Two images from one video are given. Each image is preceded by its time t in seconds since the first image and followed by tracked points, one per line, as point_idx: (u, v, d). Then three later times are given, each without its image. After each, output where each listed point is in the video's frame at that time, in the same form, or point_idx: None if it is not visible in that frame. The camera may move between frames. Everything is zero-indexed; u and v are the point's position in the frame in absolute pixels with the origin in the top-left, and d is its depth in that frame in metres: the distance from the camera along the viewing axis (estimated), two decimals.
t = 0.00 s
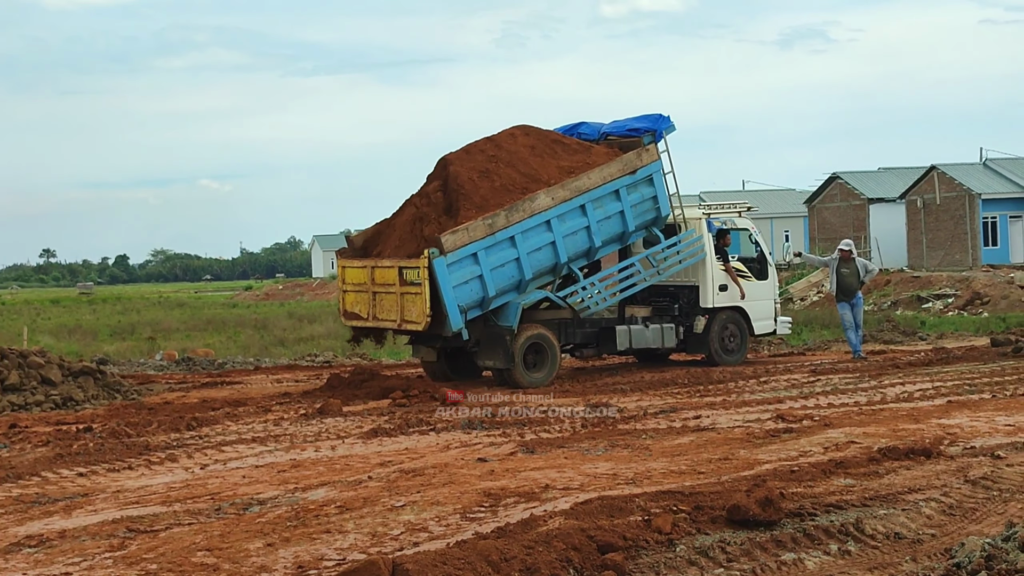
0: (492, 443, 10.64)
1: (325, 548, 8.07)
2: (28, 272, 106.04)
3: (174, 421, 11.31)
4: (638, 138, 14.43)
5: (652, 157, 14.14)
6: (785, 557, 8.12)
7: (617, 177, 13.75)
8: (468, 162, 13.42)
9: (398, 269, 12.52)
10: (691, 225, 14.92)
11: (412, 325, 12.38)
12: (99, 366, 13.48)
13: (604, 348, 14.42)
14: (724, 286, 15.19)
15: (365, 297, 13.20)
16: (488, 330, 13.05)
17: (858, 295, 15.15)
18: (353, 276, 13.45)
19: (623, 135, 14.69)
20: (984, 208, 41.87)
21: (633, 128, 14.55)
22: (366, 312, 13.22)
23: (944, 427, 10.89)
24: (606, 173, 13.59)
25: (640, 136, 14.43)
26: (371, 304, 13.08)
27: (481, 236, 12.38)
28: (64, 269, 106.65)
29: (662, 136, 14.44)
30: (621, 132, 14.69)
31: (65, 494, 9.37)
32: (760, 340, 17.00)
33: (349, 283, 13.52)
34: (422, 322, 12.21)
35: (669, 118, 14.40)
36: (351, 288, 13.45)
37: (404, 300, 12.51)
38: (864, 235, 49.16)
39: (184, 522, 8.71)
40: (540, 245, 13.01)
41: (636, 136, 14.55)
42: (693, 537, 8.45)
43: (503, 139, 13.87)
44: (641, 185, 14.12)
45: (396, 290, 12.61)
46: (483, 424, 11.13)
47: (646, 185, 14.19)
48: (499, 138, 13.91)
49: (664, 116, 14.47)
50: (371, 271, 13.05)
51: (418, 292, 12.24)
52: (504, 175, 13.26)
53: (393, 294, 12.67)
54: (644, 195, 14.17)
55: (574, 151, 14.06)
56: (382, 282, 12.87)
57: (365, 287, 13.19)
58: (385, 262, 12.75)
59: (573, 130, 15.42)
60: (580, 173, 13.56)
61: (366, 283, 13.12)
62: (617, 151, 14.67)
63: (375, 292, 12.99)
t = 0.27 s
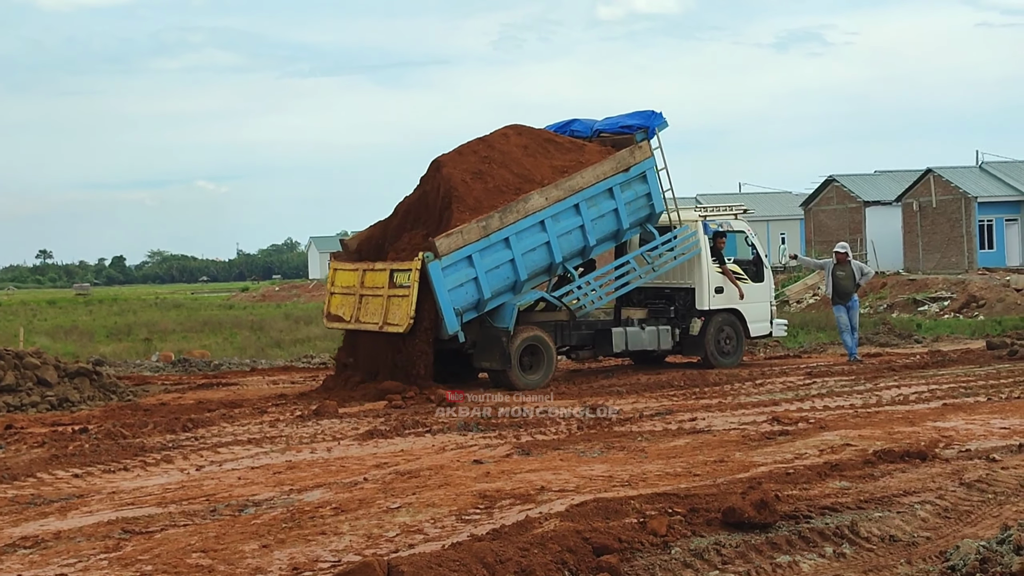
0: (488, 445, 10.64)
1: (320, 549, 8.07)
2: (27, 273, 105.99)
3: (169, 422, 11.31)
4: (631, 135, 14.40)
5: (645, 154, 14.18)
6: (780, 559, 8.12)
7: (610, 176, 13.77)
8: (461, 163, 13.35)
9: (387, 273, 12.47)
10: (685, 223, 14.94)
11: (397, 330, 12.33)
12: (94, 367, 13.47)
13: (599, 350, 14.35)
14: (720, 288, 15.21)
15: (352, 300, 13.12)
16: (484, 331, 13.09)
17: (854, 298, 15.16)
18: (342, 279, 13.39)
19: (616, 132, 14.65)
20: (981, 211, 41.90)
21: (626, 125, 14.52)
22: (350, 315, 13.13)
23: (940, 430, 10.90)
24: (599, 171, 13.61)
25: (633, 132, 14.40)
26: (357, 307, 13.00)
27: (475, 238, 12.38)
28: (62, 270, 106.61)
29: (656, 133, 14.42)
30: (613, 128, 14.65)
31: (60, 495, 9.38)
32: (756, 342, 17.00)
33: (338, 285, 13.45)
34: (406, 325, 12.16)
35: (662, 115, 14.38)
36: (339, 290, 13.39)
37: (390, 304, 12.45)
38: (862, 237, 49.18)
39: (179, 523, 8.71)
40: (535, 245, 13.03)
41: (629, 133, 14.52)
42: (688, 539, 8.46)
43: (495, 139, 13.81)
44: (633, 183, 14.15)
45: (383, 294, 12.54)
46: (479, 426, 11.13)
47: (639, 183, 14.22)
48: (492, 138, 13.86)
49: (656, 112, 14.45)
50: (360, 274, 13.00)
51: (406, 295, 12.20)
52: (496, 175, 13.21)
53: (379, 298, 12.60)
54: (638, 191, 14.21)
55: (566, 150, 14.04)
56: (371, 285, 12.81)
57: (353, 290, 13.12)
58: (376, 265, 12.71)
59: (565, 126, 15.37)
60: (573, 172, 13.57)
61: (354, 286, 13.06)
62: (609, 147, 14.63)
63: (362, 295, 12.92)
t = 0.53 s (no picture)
0: (487, 448, 10.64)
1: (319, 552, 8.07)
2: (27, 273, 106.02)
3: (168, 424, 11.31)
4: (627, 132, 14.39)
5: (641, 152, 14.19)
6: (779, 562, 8.12)
7: (607, 174, 13.76)
8: (457, 165, 13.31)
9: (387, 278, 12.47)
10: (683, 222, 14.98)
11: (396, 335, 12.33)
12: (93, 369, 13.47)
13: (599, 353, 14.38)
14: (720, 290, 15.20)
15: (351, 305, 13.12)
16: (484, 334, 13.07)
17: (853, 301, 15.16)
18: (340, 283, 13.38)
19: (612, 130, 14.63)
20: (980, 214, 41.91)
21: (622, 123, 14.51)
22: (349, 320, 13.13)
23: (939, 433, 10.89)
24: (596, 171, 13.59)
25: (629, 130, 14.39)
26: (356, 312, 13.01)
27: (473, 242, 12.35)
28: (62, 271, 106.62)
29: (651, 130, 14.41)
30: (609, 126, 14.63)
31: (59, 497, 9.37)
32: (755, 345, 17.00)
33: (335, 290, 13.45)
34: (406, 331, 12.17)
35: (657, 111, 14.36)
36: (337, 295, 13.39)
37: (389, 309, 12.46)
38: (862, 239, 49.18)
39: (178, 525, 8.71)
40: (532, 247, 13.03)
41: (624, 131, 14.51)
42: (687, 542, 8.46)
43: (491, 141, 13.78)
44: (630, 181, 14.14)
45: (383, 299, 12.54)
46: (478, 428, 11.13)
47: (636, 180, 14.22)
48: (487, 139, 13.82)
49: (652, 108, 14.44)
50: (359, 279, 13.00)
51: (405, 301, 12.19)
52: (492, 176, 13.20)
53: (379, 303, 12.61)
54: (635, 189, 14.21)
55: (562, 149, 14.02)
56: (369, 290, 12.82)
57: (351, 295, 13.12)
58: (375, 269, 12.71)
59: (560, 124, 15.34)
60: (569, 171, 13.55)
61: (353, 291, 13.06)
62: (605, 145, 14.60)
63: (361, 300, 12.92)
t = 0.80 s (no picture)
0: (488, 451, 10.63)
1: (320, 555, 8.06)
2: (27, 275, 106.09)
3: (169, 427, 11.30)
4: (625, 131, 14.37)
5: (639, 151, 14.15)
6: (780, 566, 8.11)
7: (605, 174, 13.74)
8: (454, 168, 13.24)
9: (391, 283, 12.50)
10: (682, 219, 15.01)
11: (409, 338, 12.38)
12: (94, 372, 13.47)
13: (600, 356, 14.35)
14: (721, 294, 15.20)
15: (361, 310, 13.18)
16: (485, 337, 13.06)
17: (855, 305, 15.14)
18: (347, 290, 13.44)
19: (609, 128, 14.59)
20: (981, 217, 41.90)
21: (619, 121, 14.47)
22: (362, 325, 13.20)
23: (941, 437, 10.89)
24: (594, 171, 13.56)
25: (627, 129, 14.37)
26: (368, 317, 13.07)
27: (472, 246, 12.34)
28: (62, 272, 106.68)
29: (649, 127, 14.38)
30: (607, 124, 14.59)
31: (60, 500, 9.37)
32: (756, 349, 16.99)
33: (344, 297, 13.53)
34: (419, 336, 12.20)
35: (655, 109, 14.31)
36: (348, 301, 13.47)
37: (399, 314, 12.50)
38: (863, 242, 49.17)
39: (179, 528, 8.70)
40: (532, 249, 13.03)
41: (622, 128, 14.47)
42: (688, 545, 8.46)
43: (488, 142, 13.69)
44: (628, 179, 14.13)
45: (390, 303, 12.59)
46: (479, 432, 11.12)
47: (634, 179, 14.20)
48: (484, 140, 13.73)
49: (649, 106, 14.38)
50: (364, 285, 13.04)
51: (413, 306, 12.21)
52: (492, 179, 13.15)
53: (387, 308, 12.65)
54: (633, 188, 14.20)
55: (560, 148, 13.95)
56: (376, 296, 12.85)
57: (360, 301, 13.18)
58: (377, 275, 12.74)
59: (557, 122, 15.27)
60: (567, 172, 13.52)
61: (361, 296, 13.10)
62: (603, 144, 14.56)
63: (370, 305, 12.98)
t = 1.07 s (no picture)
0: (487, 455, 10.63)
1: (319, 558, 8.06)
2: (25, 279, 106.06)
3: (168, 430, 11.30)
4: (620, 129, 14.14)
5: (635, 150, 13.93)
6: (779, 570, 8.12)
7: (602, 174, 13.58)
8: (450, 172, 13.26)
9: (391, 289, 12.42)
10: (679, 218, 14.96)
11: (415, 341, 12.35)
12: (94, 375, 13.47)
13: (599, 360, 14.39)
14: (720, 298, 15.21)
15: (364, 314, 13.11)
16: (484, 340, 13.06)
17: (853, 309, 15.17)
18: (347, 295, 13.32)
19: (604, 127, 14.38)
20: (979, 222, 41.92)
21: (614, 120, 14.24)
22: (367, 329, 13.14)
23: (940, 441, 10.89)
24: (591, 171, 13.40)
25: (622, 128, 14.13)
26: (371, 321, 13.00)
27: (469, 250, 12.30)
28: (60, 276, 106.66)
29: (645, 127, 14.13)
30: (601, 124, 14.38)
31: (59, 504, 9.36)
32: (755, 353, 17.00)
33: (345, 301, 13.42)
34: (425, 340, 12.18)
35: (650, 108, 14.06)
36: (349, 306, 13.35)
37: (403, 319, 12.45)
38: (861, 246, 49.20)
39: (178, 532, 8.70)
40: (529, 251, 12.97)
41: (617, 128, 14.25)
42: (688, 549, 8.46)
43: (483, 145, 13.66)
44: (625, 178, 13.94)
45: (393, 308, 12.52)
46: (478, 436, 11.12)
47: (631, 177, 14.01)
48: (479, 143, 13.71)
49: (644, 104, 14.14)
50: (364, 290, 12.95)
51: (413, 311, 12.20)
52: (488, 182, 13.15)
53: (390, 313, 12.59)
54: (630, 186, 14.01)
55: (556, 148, 13.83)
56: (378, 301, 12.77)
57: (361, 305, 13.09)
58: (377, 281, 12.65)
59: (553, 122, 15.11)
60: (564, 172, 13.40)
61: (362, 302, 13.02)
62: (598, 142, 14.45)
63: (372, 310, 12.90)
